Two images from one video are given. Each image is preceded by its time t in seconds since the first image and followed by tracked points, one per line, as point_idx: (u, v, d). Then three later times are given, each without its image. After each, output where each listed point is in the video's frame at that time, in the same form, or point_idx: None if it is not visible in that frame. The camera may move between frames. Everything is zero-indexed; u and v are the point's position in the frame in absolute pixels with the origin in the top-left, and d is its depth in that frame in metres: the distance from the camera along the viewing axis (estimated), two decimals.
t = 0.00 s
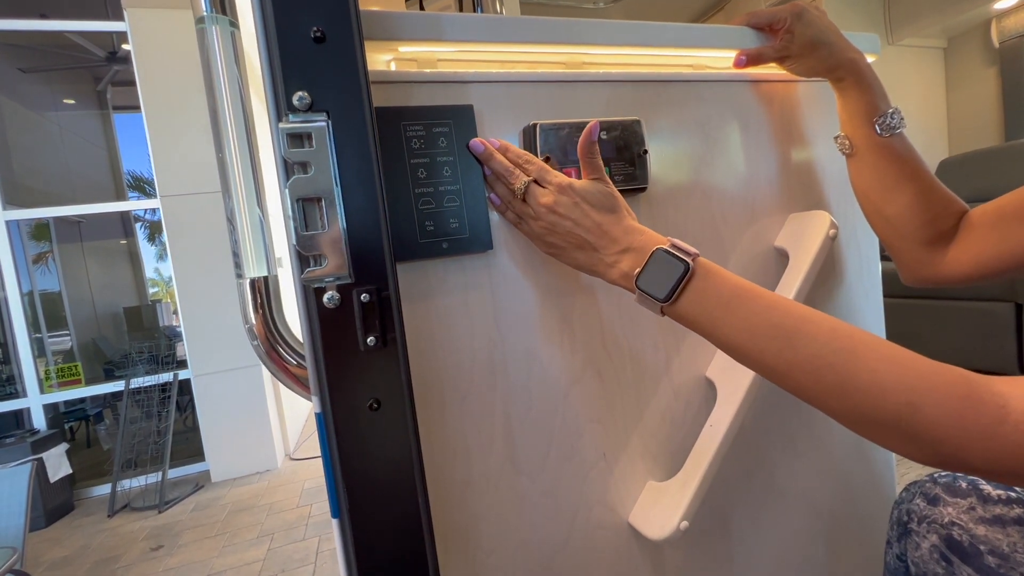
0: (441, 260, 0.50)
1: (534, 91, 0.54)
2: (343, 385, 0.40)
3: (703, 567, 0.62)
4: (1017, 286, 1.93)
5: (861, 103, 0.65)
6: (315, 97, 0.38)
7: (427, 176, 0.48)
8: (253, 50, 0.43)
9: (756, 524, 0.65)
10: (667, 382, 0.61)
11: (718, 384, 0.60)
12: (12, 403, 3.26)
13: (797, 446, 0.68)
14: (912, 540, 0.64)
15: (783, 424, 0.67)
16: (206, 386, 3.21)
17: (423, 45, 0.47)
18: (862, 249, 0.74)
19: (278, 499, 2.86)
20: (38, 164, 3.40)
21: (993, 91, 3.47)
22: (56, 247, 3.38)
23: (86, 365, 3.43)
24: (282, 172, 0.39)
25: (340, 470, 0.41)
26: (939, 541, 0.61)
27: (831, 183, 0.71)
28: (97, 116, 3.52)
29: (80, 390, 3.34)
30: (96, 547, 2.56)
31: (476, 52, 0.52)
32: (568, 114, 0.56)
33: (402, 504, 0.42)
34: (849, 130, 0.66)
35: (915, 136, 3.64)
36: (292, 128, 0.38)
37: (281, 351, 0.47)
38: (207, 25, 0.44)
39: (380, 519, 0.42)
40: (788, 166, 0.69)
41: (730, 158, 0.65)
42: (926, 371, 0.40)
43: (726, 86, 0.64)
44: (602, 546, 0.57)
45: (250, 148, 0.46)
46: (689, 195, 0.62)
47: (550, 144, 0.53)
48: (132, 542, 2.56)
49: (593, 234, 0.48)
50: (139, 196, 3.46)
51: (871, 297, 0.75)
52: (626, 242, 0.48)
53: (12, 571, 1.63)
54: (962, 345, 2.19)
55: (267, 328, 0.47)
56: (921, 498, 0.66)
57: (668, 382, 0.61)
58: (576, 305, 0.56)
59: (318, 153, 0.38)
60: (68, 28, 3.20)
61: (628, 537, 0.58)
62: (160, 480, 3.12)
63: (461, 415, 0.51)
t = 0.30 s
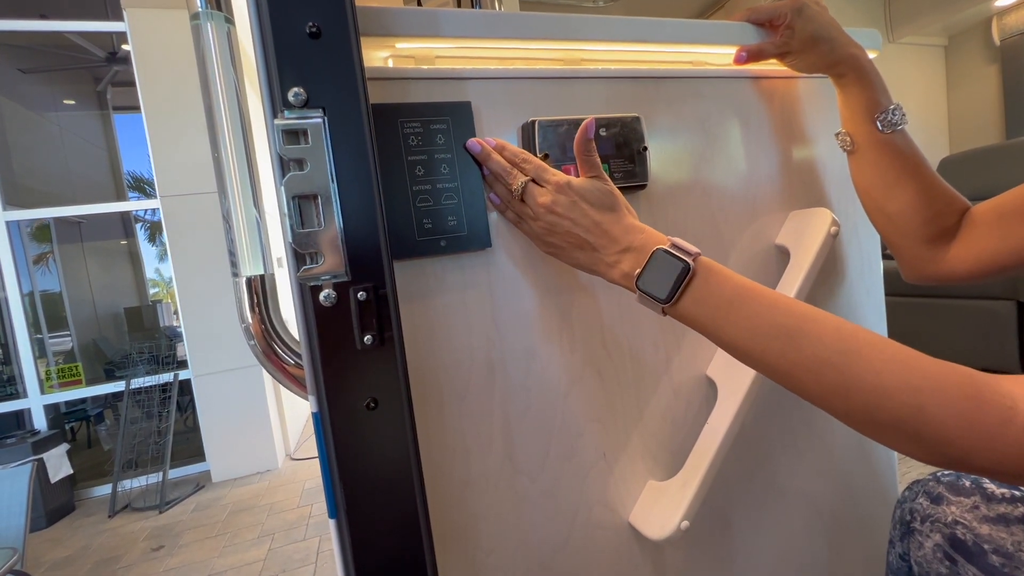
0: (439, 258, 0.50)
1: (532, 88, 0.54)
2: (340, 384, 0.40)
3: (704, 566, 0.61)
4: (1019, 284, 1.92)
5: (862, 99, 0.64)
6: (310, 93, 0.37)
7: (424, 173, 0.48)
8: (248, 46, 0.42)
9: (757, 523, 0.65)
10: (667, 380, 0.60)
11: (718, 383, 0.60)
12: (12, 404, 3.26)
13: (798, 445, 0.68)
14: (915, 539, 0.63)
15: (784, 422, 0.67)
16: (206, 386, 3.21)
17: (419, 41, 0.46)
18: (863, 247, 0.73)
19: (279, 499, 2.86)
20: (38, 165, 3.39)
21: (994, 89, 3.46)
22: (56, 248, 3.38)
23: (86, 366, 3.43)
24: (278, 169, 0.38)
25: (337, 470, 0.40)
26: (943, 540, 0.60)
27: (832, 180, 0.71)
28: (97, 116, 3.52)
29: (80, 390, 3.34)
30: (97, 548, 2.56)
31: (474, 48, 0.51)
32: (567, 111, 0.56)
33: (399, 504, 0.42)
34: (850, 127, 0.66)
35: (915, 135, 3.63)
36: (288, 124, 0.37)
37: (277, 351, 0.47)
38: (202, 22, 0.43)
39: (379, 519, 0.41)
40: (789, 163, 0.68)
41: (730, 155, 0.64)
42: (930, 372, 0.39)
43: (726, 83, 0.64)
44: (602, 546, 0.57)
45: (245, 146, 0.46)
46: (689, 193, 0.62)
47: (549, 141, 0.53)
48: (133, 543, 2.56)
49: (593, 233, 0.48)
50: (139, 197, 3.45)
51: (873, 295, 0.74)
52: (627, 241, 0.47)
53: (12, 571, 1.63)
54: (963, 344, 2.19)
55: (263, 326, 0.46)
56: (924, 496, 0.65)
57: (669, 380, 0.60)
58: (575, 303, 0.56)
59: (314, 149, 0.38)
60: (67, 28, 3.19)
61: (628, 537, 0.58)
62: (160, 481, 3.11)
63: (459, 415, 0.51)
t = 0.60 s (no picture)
0: (438, 256, 0.49)
1: (532, 85, 0.53)
2: (338, 386, 0.39)
3: (704, 566, 0.61)
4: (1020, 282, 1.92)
5: (866, 98, 0.64)
6: (308, 89, 0.37)
7: (423, 170, 0.48)
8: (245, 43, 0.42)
9: (758, 523, 0.64)
10: (668, 379, 0.60)
11: (720, 382, 0.59)
12: (12, 404, 3.26)
13: (799, 444, 0.67)
14: (916, 539, 0.62)
15: (785, 422, 0.66)
16: (206, 385, 3.21)
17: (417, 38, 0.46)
18: (866, 245, 0.73)
19: (279, 499, 2.86)
20: (38, 164, 3.39)
21: (994, 87, 3.46)
22: (56, 247, 3.38)
23: (86, 366, 3.43)
24: (275, 167, 0.38)
25: (335, 472, 0.40)
26: (943, 541, 0.60)
27: (834, 178, 0.70)
28: (97, 116, 3.51)
29: (80, 390, 3.34)
30: (97, 548, 2.56)
31: (473, 45, 0.51)
32: (566, 107, 0.55)
33: (398, 505, 0.42)
34: (852, 124, 0.65)
35: (916, 133, 3.62)
36: (285, 121, 0.37)
37: (276, 350, 0.46)
38: (198, 17, 0.43)
39: (378, 520, 0.41)
40: (790, 160, 0.68)
41: (731, 152, 0.64)
42: (941, 378, 0.39)
43: (727, 80, 0.63)
44: (603, 546, 0.56)
45: (242, 143, 0.45)
46: (690, 190, 0.61)
47: (549, 138, 0.52)
48: (133, 542, 2.56)
49: (597, 240, 0.47)
50: (139, 196, 3.45)
51: (875, 293, 0.74)
52: (632, 248, 0.46)
53: (12, 571, 1.63)
54: (964, 343, 2.18)
55: (261, 325, 0.46)
56: (924, 496, 0.65)
57: (670, 379, 0.60)
58: (576, 302, 0.55)
59: (312, 147, 0.37)
60: (66, 28, 3.18)
61: (630, 537, 0.57)
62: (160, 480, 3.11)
63: (459, 416, 0.50)
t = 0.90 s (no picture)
0: (438, 254, 0.49)
1: (532, 82, 0.53)
2: (337, 385, 0.39)
3: (705, 565, 0.61)
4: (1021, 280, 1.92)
5: (868, 98, 0.63)
6: (307, 86, 0.37)
7: (422, 168, 0.47)
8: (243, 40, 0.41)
9: (759, 523, 0.64)
10: (669, 378, 0.60)
11: (720, 381, 0.59)
12: (12, 403, 3.25)
13: (800, 443, 0.67)
14: (920, 539, 0.63)
15: (786, 421, 0.66)
16: (206, 385, 3.21)
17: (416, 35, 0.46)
18: (866, 243, 0.73)
19: (279, 498, 2.86)
20: (38, 164, 3.39)
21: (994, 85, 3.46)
22: (56, 247, 3.37)
23: (86, 365, 3.43)
24: (273, 164, 0.38)
25: (335, 472, 0.40)
26: (947, 540, 0.60)
27: (834, 175, 0.70)
28: (97, 116, 3.51)
29: (80, 390, 3.34)
30: (97, 548, 2.55)
31: (472, 42, 0.50)
32: (567, 105, 0.55)
33: (398, 505, 0.41)
34: (853, 121, 0.65)
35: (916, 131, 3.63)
36: (283, 118, 0.36)
37: (275, 349, 0.46)
38: (195, 14, 0.42)
39: (378, 519, 0.41)
40: (791, 160, 0.68)
41: (731, 149, 0.64)
42: (947, 379, 0.38)
43: (727, 77, 0.63)
44: (604, 545, 0.56)
45: (240, 142, 0.45)
46: (691, 188, 0.61)
47: (548, 136, 0.52)
48: (133, 542, 2.56)
49: (601, 244, 0.47)
50: (139, 196, 3.44)
51: (875, 291, 0.74)
52: (636, 251, 0.46)
53: (12, 571, 1.63)
54: (964, 341, 2.18)
55: (260, 325, 0.46)
56: (929, 496, 0.65)
57: (670, 378, 0.60)
58: (576, 301, 0.55)
59: (310, 143, 0.37)
60: (66, 27, 3.18)
61: (630, 536, 0.57)
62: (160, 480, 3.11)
63: (459, 416, 0.50)
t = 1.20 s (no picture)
0: (437, 252, 0.49)
1: (531, 80, 0.53)
2: (337, 384, 0.39)
3: (704, 563, 0.61)
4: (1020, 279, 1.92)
5: (868, 95, 0.63)
6: (305, 83, 0.37)
7: (421, 166, 0.47)
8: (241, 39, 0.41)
9: (758, 522, 0.64)
10: (668, 377, 0.60)
11: (720, 379, 0.59)
12: (12, 403, 3.25)
13: (799, 442, 0.67)
14: (919, 537, 0.63)
15: (785, 419, 0.66)
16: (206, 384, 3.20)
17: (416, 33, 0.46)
18: (866, 241, 0.73)
19: (278, 498, 2.86)
20: (37, 164, 3.38)
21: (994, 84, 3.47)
22: (55, 247, 3.37)
23: (85, 365, 3.42)
24: (272, 162, 0.37)
25: (335, 471, 0.40)
26: (948, 538, 0.60)
27: (834, 173, 0.70)
28: (96, 115, 3.50)
29: (79, 390, 3.33)
30: (97, 547, 2.55)
31: (472, 40, 0.50)
32: (566, 103, 0.55)
33: (398, 503, 0.41)
34: (853, 120, 0.65)
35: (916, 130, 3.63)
36: (282, 115, 0.36)
37: (274, 348, 0.46)
38: (194, 12, 0.42)
39: (377, 518, 0.41)
40: (791, 158, 0.68)
41: (730, 147, 0.63)
42: (949, 379, 0.38)
43: (726, 75, 0.63)
44: (603, 544, 0.56)
45: (240, 140, 0.45)
46: (690, 187, 0.61)
47: (548, 134, 0.52)
48: (133, 541, 2.56)
49: (604, 238, 0.46)
50: (138, 195, 3.44)
51: (875, 289, 0.74)
52: (640, 246, 0.46)
53: (12, 570, 1.63)
54: (963, 340, 2.18)
55: (259, 323, 0.46)
56: (929, 494, 0.65)
57: (670, 378, 0.60)
58: (576, 300, 0.55)
59: (309, 140, 0.37)
60: (64, 26, 3.17)
61: (630, 535, 0.57)
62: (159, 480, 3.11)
63: (459, 415, 0.50)
